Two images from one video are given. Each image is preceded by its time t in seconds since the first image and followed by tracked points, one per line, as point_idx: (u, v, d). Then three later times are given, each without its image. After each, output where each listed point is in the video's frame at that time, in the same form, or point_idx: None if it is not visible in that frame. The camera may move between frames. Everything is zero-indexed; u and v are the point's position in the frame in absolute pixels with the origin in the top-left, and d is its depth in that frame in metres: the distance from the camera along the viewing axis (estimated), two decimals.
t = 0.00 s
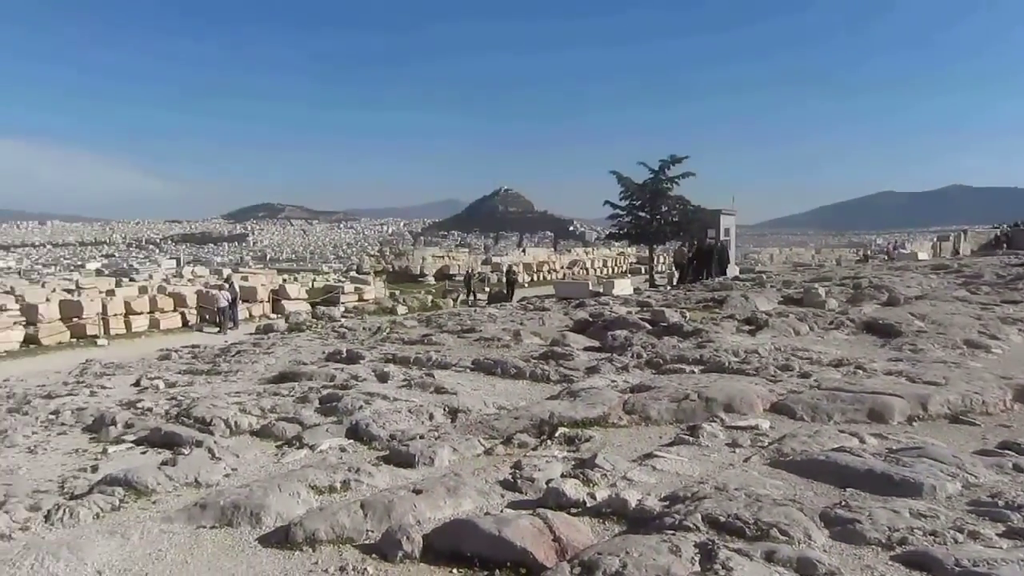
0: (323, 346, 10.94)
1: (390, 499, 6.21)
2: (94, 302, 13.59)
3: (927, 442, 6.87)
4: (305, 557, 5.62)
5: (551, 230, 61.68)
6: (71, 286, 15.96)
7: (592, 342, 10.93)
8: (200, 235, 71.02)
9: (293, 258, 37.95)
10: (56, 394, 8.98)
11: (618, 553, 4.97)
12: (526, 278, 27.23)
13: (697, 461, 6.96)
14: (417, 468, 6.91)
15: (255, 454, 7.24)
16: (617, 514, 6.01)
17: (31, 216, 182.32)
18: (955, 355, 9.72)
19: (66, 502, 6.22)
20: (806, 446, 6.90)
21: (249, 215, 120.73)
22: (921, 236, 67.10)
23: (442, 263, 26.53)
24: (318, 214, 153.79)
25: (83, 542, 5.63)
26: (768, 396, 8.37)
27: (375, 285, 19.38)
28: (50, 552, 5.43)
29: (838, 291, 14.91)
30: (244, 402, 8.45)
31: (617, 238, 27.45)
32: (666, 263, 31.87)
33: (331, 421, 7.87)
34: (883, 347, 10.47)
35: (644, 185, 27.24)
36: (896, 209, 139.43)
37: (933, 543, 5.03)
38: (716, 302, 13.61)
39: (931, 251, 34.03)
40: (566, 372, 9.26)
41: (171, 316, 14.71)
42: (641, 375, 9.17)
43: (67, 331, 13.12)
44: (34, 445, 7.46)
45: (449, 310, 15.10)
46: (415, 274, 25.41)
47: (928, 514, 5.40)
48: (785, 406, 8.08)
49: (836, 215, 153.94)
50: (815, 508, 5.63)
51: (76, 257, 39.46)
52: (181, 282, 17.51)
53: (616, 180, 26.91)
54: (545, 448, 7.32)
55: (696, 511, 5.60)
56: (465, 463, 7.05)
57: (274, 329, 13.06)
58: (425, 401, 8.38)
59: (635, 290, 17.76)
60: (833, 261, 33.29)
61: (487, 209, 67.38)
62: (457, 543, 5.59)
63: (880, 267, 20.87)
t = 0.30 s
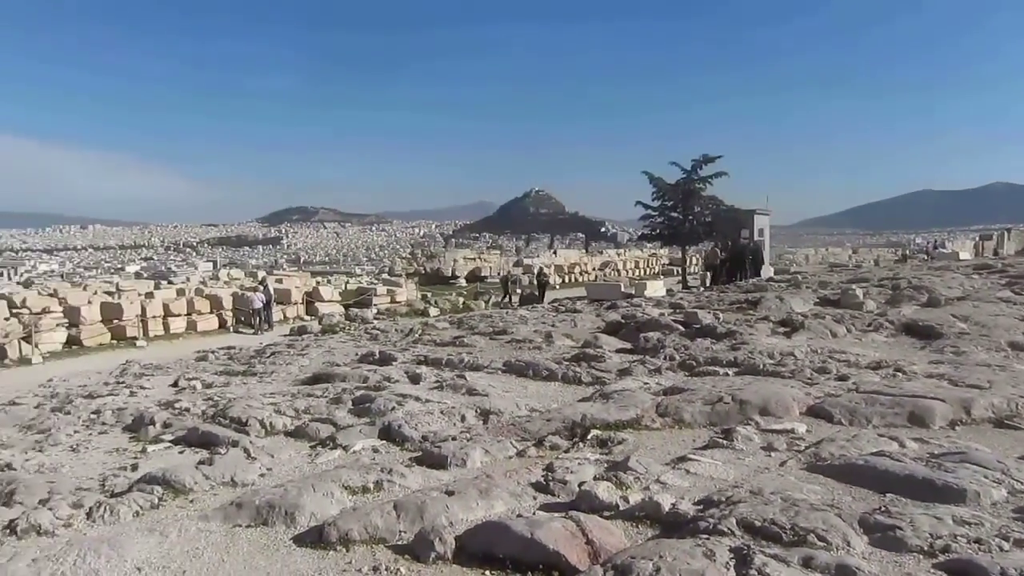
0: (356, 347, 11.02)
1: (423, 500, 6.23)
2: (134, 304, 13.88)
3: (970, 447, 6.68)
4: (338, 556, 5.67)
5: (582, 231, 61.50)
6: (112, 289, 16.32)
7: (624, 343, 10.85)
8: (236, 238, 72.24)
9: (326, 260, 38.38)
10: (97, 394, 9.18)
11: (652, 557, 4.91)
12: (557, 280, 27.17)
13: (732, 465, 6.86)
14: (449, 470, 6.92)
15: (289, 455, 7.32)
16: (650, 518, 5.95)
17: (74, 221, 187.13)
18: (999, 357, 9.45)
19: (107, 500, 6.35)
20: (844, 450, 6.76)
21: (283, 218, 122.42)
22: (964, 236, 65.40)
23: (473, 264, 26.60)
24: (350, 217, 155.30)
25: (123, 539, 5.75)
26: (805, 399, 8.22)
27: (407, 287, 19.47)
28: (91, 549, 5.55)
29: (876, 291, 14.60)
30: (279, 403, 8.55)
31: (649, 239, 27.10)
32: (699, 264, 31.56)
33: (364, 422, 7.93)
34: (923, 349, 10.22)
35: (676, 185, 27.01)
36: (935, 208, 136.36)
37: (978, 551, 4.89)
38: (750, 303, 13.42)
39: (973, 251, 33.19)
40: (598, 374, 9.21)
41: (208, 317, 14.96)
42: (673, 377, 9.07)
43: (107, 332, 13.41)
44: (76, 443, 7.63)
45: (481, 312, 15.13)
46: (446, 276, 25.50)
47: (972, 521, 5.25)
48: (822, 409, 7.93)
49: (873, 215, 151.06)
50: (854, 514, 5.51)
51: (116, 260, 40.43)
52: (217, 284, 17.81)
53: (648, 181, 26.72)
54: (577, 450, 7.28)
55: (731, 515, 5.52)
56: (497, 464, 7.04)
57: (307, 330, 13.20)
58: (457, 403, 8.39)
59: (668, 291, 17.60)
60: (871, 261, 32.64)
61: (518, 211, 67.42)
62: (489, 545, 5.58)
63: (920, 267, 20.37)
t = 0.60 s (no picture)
0: (388, 348, 11.09)
1: (453, 502, 6.23)
2: (172, 303, 14.14)
3: (1016, 460, 6.48)
4: (369, 557, 5.70)
5: (615, 234, 61.23)
6: (151, 288, 16.66)
7: (656, 348, 10.75)
8: (272, 239, 73.38)
9: (360, 262, 38.75)
10: (136, 390, 9.37)
11: (684, 566, 4.84)
12: (589, 283, 27.08)
13: (766, 473, 6.75)
14: (480, 472, 6.91)
15: (322, 454, 7.38)
16: (683, 525, 5.87)
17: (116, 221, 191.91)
18: None
19: (145, 495, 6.47)
20: (883, 461, 6.61)
21: (317, 219, 124.10)
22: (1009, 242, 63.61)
23: (505, 267, 26.64)
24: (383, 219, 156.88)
25: (159, 534, 5.85)
26: (842, 408, 8.05)
27: (439, 289, 19.54)
28: (129, 543, 5.66)
29: (917, 298, 14.27)
30: (312, 402, 8.64)
31: (683, 243, 27.07)
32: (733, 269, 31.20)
33: (396, 423, 7.96)
34: (966, 358, 9.95)
35: (711, 189, 26.75)
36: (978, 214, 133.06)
37: None
38: (786, 309, 13.20)
39: (1017, 258, 32.34)
40: (630, 379, 9.13)
41: (243, 317, 15.19)
42: (707, 383, 8.96)
43: (147, 330, 13.69)
44: (116, 438, 7.80)
45: (513, 315, 15.13)
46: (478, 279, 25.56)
47: (1018, 536, 5.08)
48: (860, 418, 7.76)
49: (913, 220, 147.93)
50: (893, 527, 5.37)
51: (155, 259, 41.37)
52: (253, 284, 18.08)
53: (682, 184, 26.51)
54: (609, 455, 7.22)
55: (765, 525, 5.42)
56: (528, 468, 7.02)
57: (341, 331, 13.33)
58: (488, 406, 8.39)
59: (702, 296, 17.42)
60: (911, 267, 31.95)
61: (550, 214, 67.40)
62: (519, 548, 5.56)
63: (963, 274, 19.85)
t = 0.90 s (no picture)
0: (427, 352, 11.16)
1: (490, 507, 6.23)
2: (216, 304, 14.44)
3: None
4: (406, 559, 5.73)
5: (655, 240, 60.74)
6: (196, 289, 17.02)
7: (696, 356, 10.61)
8: (314, 243, 74.58)
9: (399, 265, 39.18)
10: (181, 389, 9.57)
11: None
12: (628, 289, 26.91)
13: (809, 486, 6.60)
14: (517, 478, 6.89)
15: (361, 455, 7.45)
16: (722, 537, 5.77)
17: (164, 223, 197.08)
18: None
19: (188, 492, 6.61)
20: (932, 476, 6.40)
21: (358, 223, 125.77)
22: None
23: (544, 272, 26.62)
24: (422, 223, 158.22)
25: (202, 530, 5.96)
26: (888, 421, 7.83)
27: (478, 294, 19.60)
28: (172, 538, 5.78)
29: (969, 309, 13.83)
30: (351, 404, 8.72)
31: (724, 250, 26.71)
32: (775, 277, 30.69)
33: (433, 427, 7.99)
34: (1020, 372, 9.61)
35: (753, 195, 26.35)
36: None
37: None
38: (830, 318, 12.92)
39: None
40: (669, 387, 9.02)
41: (285, 319, 15.44)
42: (748, 393, 8.81)
43: (192, 330, 14.00)
44: (161, 436, 7.98)
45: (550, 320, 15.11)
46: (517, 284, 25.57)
47: None
48: (908, 432, 7.54)
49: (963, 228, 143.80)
50: (943, 545, 5.20)
51: (201, 261, 42.36)
52: (296, 287, 18.38)
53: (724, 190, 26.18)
54: (647, 464, 7.14)
55: (808, 539, 5.30)
56: (565, 474, 6.98)
57: (379, 334, 13.45)
58: (525, 411, 8.37)
59: (743, 304, 17.16)
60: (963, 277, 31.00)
61: (589, 220, 67.17)
62: (556, 556, 5.53)
63: (1017, 285, 19.18)
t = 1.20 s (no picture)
0: (467, 354, 11.20)
1: (532, 510, 6.22)
2: (262, 307, 14.73)
3: None
4: (448, 561, 5.76)
5: (697, 242, 60.02)
6: (243, 293, 17.38)
7: (740, 359, 10.45)
8: (357, 246, 75.50)
9: (440, 268, 39.45)
10: (228, 391, 9.78)
11: None
12: (669, 291, 26.65)
13: (858, 492, 6.44)
14: (558, 480, 6.87)
15: (403, 457, 7.51)
16: (768, 543, 5.67)
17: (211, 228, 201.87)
18: None
19: (235, 492, 6.74)
20: (988, 484, 6.19)
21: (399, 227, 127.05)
22: None
23: (584, 274, 26.53)
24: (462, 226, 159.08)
25: (249, 530, 6.08)
26: (941, 426, 7.60)
27: (518, 296, 19.60)
28: (221, 537, 5.90)
29: None
30: (393, 406, 8.80)
31: (768, 251, 26.25)
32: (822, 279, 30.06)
33: (474, 429, 8.02)
34: None
35: (798, 196, 25.85)
36: None
37: None
38: (879, 321, 12.59)
39: None
40: (712, 390, 8.90)
41: (328, 321, 15.66)
42: (794, 397, 8.63)
43: (238, 333, 14.30)
44: (209, 436, 8.16)
45: (591, 322, 15.05)
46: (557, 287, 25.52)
47: None
48: (961, 438, 7.31)
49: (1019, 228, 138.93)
50: (1000, 555, 5.02)
51: (248, 265, 43.31)
52: (339, 290, 18.64)
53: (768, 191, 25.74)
54: (690, 467, 7.05)
55: (857, 546, 5.17)
56: (607, 477, 6.93)
57: (421, 337, 13.56)
58: (567, 414, 8.34)
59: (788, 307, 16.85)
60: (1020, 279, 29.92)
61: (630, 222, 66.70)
62: (598, 560, 5.50)
63: None
